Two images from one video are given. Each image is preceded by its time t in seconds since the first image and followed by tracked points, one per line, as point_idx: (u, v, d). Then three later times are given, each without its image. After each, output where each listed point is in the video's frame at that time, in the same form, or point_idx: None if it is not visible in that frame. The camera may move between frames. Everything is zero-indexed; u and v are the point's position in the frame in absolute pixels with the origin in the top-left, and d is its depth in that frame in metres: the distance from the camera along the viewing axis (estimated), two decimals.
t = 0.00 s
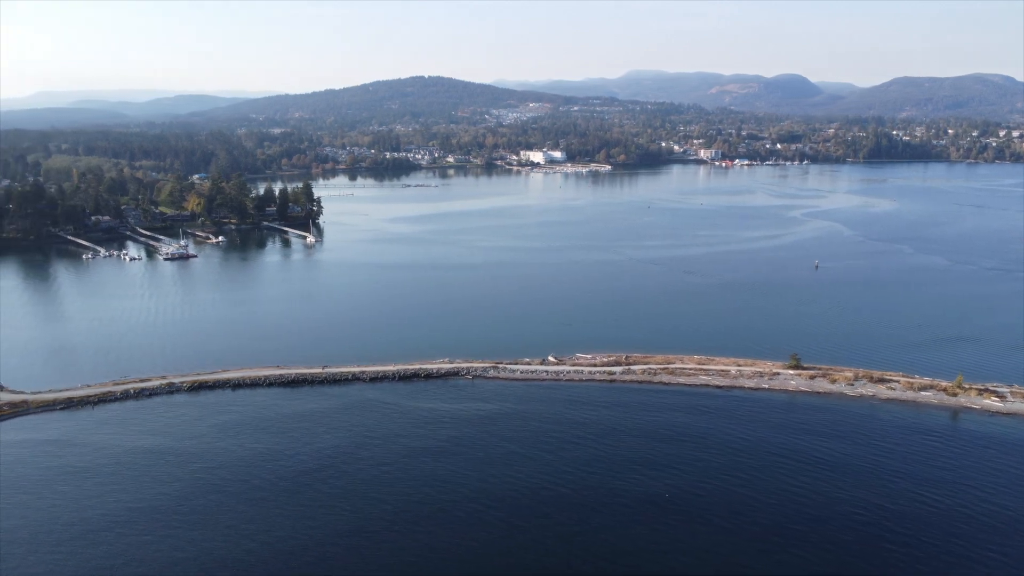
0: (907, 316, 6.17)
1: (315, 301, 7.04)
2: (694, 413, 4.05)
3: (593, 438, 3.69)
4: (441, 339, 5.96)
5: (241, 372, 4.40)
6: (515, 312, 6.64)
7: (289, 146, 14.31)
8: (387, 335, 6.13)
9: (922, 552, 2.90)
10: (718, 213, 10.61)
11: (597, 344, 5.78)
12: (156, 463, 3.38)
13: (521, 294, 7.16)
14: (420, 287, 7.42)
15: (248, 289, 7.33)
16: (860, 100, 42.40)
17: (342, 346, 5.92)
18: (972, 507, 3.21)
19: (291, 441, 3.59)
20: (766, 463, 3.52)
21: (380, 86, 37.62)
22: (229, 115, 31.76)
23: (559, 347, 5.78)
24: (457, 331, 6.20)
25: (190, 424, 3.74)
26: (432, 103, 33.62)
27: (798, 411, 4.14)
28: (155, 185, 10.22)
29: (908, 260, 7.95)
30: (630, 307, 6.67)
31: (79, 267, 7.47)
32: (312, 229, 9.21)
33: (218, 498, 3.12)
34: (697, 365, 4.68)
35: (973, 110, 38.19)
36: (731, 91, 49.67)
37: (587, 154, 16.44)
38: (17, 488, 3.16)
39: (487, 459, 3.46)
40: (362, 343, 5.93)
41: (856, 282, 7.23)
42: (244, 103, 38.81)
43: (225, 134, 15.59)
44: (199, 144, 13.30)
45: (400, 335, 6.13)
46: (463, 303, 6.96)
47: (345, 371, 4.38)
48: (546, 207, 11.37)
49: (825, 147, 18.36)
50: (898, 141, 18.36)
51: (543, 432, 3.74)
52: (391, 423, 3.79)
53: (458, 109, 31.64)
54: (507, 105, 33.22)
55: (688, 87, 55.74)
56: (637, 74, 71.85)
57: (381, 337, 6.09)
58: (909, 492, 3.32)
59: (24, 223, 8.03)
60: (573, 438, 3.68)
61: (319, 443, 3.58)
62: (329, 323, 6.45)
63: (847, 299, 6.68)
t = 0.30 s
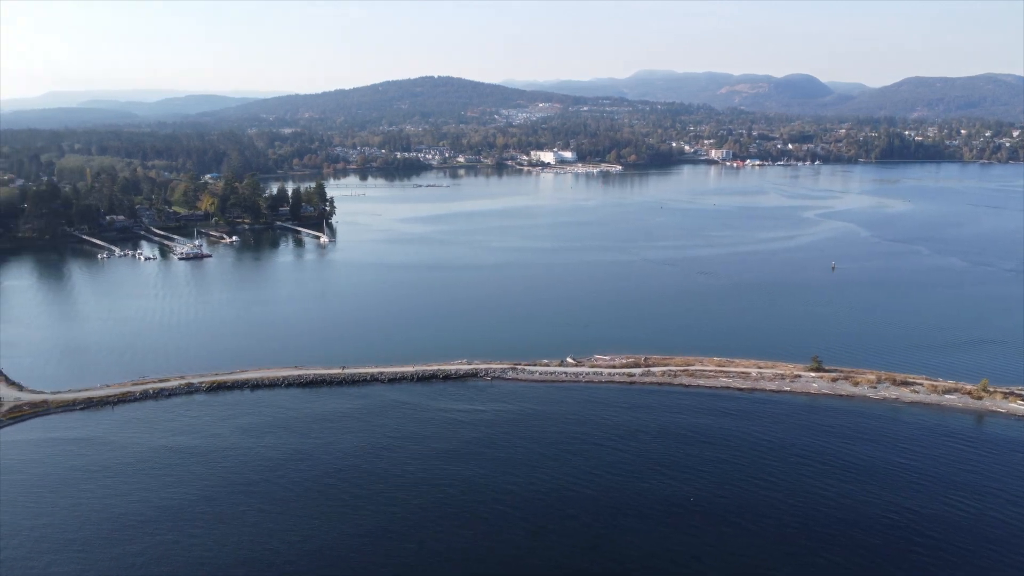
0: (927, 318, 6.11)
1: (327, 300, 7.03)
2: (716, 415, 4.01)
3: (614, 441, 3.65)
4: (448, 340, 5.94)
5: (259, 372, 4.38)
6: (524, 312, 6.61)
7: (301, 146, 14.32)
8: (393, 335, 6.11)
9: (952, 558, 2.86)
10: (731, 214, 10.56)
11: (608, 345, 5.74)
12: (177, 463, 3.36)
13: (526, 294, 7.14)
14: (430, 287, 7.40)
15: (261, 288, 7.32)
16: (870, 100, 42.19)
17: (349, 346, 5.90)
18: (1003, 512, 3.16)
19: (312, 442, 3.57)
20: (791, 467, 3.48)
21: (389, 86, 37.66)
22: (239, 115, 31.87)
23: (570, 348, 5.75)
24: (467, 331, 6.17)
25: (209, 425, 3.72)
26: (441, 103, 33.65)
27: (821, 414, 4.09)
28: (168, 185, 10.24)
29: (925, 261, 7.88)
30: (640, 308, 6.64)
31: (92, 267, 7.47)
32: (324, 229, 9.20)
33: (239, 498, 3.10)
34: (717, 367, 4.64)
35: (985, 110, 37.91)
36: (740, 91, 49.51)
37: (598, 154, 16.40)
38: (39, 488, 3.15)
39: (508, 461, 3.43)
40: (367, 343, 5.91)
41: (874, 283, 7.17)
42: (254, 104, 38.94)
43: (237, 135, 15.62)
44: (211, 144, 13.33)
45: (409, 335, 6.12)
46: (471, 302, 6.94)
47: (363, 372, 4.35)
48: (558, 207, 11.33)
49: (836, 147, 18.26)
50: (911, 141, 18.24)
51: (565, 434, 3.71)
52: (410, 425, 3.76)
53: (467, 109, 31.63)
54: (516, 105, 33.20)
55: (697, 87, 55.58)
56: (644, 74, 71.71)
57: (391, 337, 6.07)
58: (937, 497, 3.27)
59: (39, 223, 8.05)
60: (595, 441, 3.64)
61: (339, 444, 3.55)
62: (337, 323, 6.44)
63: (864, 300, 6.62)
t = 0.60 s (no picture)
0: (947, 320, 6.04)
1: (339, 301, 7.02)
2: (738, 418, 3.96)
3: (636, 444, 3.62)
4: (449, 339, 5.93)
5: (278, 373, 4.36)
6: (532, 313, 6.59)
7: (312, 146, 14.33)
8: (401, 336, 6.09)
9: (984, 563, 2.81)
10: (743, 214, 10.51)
11: (617, 346, 5.71)
12: (197, 464, 3.35)
13: (525, 295, 7.12)
14: (438, 287, 7.39)
15: (273, 289, 7.31)
16: (881, 101, 41.99)
17: (352, 347, 5.90)
18: None
19: (333, 442, 3.55)
20: (817, 471, 3.44)
21: (397, 86, 37.71)
22: (249, 115, 32.00)
23: (580, 349, 5.72)
24: (470, 331, 6.15)
25: (229, 425, 3.70)
26: (450, 103, 33.68)
27: (844, 418, 4.04)
28: (181, 185, 10.25)
29: (943, 262, 7.81)
30: (654, 309, 6.59)
31: (105, 267, 7.48)
32: (337, 229, 9.19)
33: (260, 499, 3.07)
34: (737, 370, 4.59)
35: (997, 110, 37.61)
36: (750, 91, 49.35)
37: (609, 155, 16.35)
38: (61, 488, 3.14)
39: (530, 464, 3.40)
40: (366, 345, 5.90)
41: (891, 284, 7.11)
42: (265, 104, 39.21)
43: (248, 135, 15.65)
44: (222, 144, 13.35)
45: (412, 335, 6.10)
46: (477, 303, 6.92)
47: (381, 373, 4.32)
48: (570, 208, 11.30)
49: (848, 147, 18.15)
50: (924, 142, 18.12)
51: (586, 436, 3.68)
52: (430, 427, 3.73)
53: (475, 110, 31.62)
54: (525, 105, 33.18)
55: (706, 87, 55.41)
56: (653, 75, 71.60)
57: (400, 338, 6.05)
58: (966, 501, 3.22)
59: (54, 222, 8.08)
60: (616, 444, 3.61)
61: (359, 446, 3.53)
62: (349, 324, 6.43)
63: (879, 302, 6.56)
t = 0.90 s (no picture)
0: (967, 322, 5.98)
1: (349, 301, 7.00)
2: (760, 421, 3.93)
3: (659, 448, 3.59)
4: (443, 339, 5.92)
5: (296, 374, 4.34)
6: (539, 314, 6.57)
7: (322, 146, 14.35)
8: (415, 336, 6.06)
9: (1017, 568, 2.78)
10: (756, 215, 10.46)
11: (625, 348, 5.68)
12: (219, 464, 3.33)
13: (520, 295, 7.12)
14: (444, 288, 7.37)
15: (286, 289, 7.30)
16: (891, 101, 41.79)
17: (357, 347, 5.89)
18: None
19: (354, 443, 3.54)
20: (843, 475, 3.40)
21: (405, 86, 37.73)
22: (259, 116, 32.11)
23: (589, 350, 5.69)
24: (460, 332, 6.15)
25: (249, 425, 3.69)
26: (459, 103, 33.71)
27: (867, 420, 4.00)
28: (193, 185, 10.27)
29: (959, 264, 7.74)
30: (669, 310, 6.55)
31: (118, 267, 7.48)
32: (350, 229, 9.18)
33: (283, 500, 3.06)
34: (758, 372, 4.55)
35: (1009, 110, 37.32)
36: (759, 91, 49.20)
37: (619, 155, 16.31)
38: (83, 488, 3.14)
39: (553, 467, 3.38)
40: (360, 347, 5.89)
41: (908, 286, 7.05)
42: (273, 103, 39.29)
43: (259, 135, 15.68)
44: (233, 144, 13.37)
45: (410, 335, 6.10)
46: (487, 303, 6.90)
47: (400, 374, 4.30)
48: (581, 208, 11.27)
49: (859, 147, 18.06)
50: (936, 142, 18.00)
51: (608, 439, 3.65)
52: (451, 429, 3.71)
53: (484, 110, 31.61)
54: (533, 105, 33.14)
55: (714, 87, 55.26)
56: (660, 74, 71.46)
57: (408, 338, 6.04)
58: (996, 505, 3.18)
59: (69, 222, 8.09)
60: (639, 448, 3.58)
61: (381, 448, 3.51)
62: (363, 324, 6.41)
63: (894, 304, 6.50)
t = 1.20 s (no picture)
0: (987, 324, 5.91)
1: (361, 301, 6.98)
2: (782, 424, 3.89)
3: (681, 450, 3.55)
4: (453, 339, 5.90)
5: (313, 374, 4.32)
6: (551, 314, 6.54)
7: (333, 146, 14.35)
8: (430, 336, 6.03)
9: None
10: (769, 215, 10.39)
11: (638, 347, 5.64)
12: (240, 464, 3.32)
13: (528, 296, 7.08)
14: (454, 288, 7.34)
15: (299, 289, 7.29)
16: (901, 101, 41.58)
17: (370, 347, 5.87)
18: None
19: (374, 444, 3.52)
20: (868, 479, 3.36)
21: (414, 86, 37.75)
22: (269, 116, 32.23)
23: (603, 351, 5.65)
24: (468, 332, 6.11)
25: (268, 426, 3.67)
26: (469, 103, 33.74)
27: (890, 424, 3.95)
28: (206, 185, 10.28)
29: (977, 265, 7.67)
30: (685, 311, 6.50)
31: (132, 267, 7.48)
32: (362, 229, 9.18)
33: (305, 501, 3.04)
34: (778, 374, 4.50)
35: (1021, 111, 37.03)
36: (768, 91, 49.05)
37: (629, 155, 16.26)
38: (104, 487, 3.12)
39: (574, 470, 3.35)
40: (369, 347, 5.87)
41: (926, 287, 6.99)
42: (282, 103, 39.40)
43: (270, 135, 15.71)
44: (245, 144, 13.38)
45: (417, 335, 6.06)
46: (501, 303, 6.87)
47: (418, 374, 4.27)
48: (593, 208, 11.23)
49: (871, 148, 17.95)
50: (949, 142, 17.87)
51: (630, 441, 3.62)
52: (470, 430, 3.68)
53: (493, 110, 31.59)
54: (542, 105, 33.09)
55: (722, 87, 55.09)
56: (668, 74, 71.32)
57: (419, 338, 6.01)
58: None
59: (83, 222, 8.11)
60: (660, 451, 3.55)
61: (401, 449, 3.48)
62: (376, 325, 6.39)
63: (911, 305, 6.45)
